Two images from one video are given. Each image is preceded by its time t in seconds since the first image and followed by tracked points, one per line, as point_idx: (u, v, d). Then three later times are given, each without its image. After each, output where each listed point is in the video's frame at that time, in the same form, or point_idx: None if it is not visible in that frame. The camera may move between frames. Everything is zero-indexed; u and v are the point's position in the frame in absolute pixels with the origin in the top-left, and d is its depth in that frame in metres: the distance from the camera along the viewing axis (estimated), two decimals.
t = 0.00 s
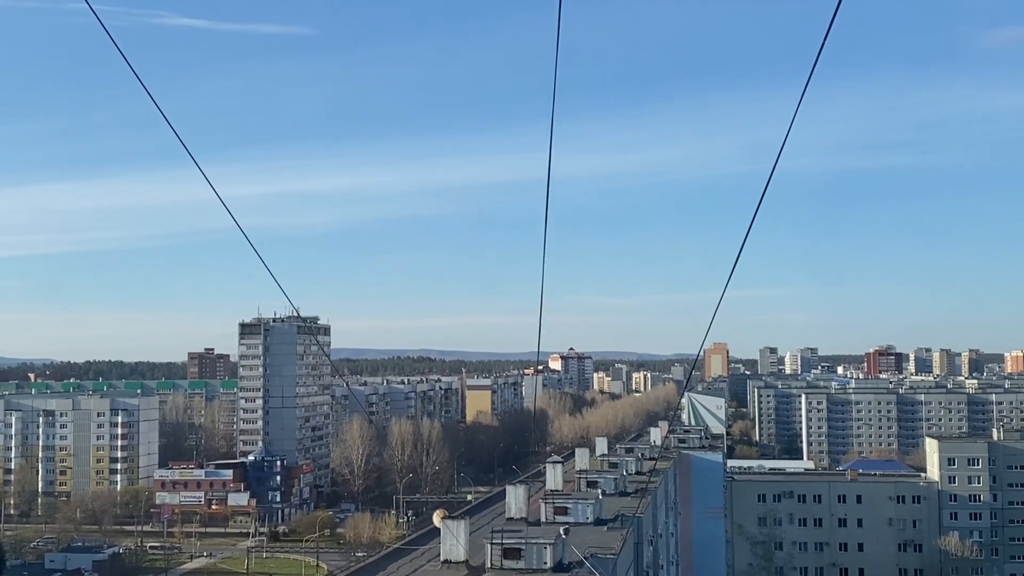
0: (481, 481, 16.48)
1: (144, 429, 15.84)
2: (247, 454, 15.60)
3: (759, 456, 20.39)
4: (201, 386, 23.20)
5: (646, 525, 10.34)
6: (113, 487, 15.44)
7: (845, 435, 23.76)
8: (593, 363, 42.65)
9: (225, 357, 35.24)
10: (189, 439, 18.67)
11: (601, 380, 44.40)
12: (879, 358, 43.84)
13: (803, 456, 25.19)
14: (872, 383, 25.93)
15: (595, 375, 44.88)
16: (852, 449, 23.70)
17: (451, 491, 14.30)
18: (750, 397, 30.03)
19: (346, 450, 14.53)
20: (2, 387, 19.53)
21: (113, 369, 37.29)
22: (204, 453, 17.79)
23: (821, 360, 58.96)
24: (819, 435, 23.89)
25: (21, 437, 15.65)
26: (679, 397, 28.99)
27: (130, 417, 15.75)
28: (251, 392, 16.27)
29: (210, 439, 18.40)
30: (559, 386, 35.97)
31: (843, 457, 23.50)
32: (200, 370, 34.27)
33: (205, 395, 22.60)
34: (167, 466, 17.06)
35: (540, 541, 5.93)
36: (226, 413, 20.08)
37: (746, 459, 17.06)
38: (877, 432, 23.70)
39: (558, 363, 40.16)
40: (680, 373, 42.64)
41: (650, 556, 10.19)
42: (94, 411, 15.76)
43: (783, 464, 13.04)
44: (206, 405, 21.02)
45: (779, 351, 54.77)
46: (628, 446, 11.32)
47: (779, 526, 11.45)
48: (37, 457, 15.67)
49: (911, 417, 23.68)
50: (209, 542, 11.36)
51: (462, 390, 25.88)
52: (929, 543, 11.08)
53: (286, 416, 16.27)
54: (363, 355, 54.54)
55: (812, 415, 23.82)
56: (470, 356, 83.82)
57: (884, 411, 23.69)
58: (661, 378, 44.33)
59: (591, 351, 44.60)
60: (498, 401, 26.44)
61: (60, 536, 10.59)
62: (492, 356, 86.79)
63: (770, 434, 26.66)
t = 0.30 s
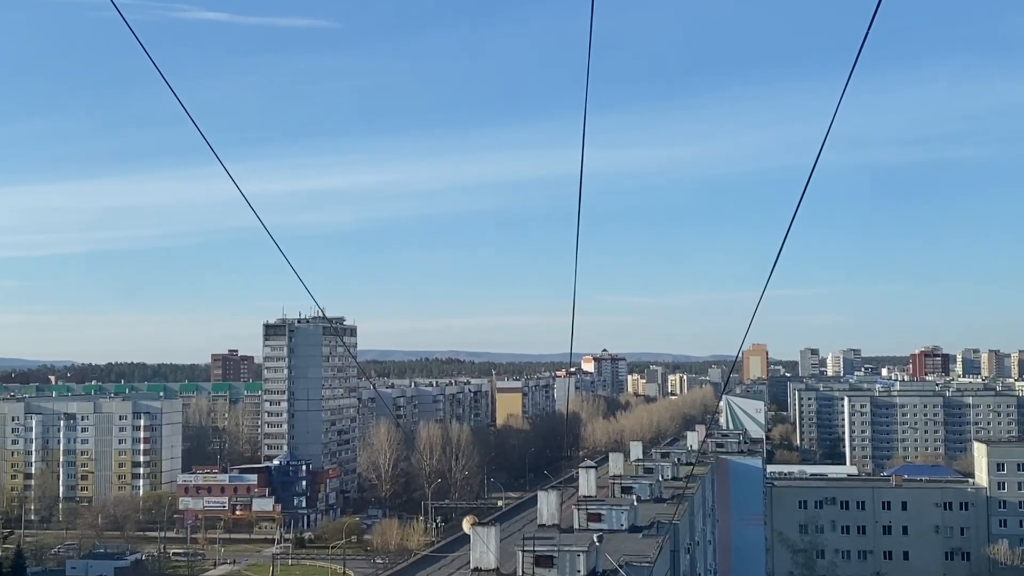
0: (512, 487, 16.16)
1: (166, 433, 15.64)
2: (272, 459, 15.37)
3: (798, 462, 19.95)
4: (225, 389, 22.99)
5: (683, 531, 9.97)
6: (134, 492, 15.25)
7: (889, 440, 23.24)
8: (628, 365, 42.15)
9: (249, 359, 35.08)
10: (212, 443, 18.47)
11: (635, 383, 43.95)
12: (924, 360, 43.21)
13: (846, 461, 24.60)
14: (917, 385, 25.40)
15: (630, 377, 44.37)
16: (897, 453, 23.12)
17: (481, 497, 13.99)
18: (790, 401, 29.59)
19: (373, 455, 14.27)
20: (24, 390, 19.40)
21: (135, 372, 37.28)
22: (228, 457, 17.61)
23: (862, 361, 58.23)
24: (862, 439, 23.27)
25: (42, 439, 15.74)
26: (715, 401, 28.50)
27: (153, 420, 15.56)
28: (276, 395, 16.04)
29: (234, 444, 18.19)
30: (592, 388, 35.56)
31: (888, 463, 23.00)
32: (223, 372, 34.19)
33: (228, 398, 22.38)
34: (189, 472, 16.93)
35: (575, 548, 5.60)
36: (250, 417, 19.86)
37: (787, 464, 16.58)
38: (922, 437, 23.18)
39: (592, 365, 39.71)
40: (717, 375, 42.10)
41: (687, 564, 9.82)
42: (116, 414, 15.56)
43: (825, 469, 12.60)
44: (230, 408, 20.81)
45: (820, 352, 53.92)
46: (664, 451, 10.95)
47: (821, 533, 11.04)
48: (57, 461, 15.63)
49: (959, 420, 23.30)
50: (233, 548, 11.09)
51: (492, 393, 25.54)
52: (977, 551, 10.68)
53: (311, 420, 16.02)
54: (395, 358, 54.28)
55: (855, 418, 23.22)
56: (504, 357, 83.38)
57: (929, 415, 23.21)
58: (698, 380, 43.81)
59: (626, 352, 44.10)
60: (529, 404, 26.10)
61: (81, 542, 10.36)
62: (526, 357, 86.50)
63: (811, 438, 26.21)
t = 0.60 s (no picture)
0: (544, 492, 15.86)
1: (189, 437, 15.51)
2: (298, 464, 15.15)
3: (840, 468, 19.49)
4: (250, 392, 22.81)
5: (721, 540, 9.61)
6: (158, 498, 15.09)
7: (936, 445, 22.72)
8: (664, 368, 41.68)
9: (274, 361, 34.96)
10: (237, 447, 18.32)
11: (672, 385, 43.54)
12: (972, 362, 42.66)
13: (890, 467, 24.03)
14: (964, 389, 24.90)
15: (666, 381, 43.87)
16: (944, 459, 22.62)
17: (513, 503, 13.69)
18: (833, 405, 29.12)
19: (401, 460, 14.04)
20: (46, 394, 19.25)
21: (158, 374, 37.25)
22: (253, 461, 17.46)
23: (908, 362, 57.48)
24: (908, 444, 22.80)
25: (64, 444, 15.47)
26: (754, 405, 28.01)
27: (175, 424, 15.41)
28: (302, 399, 15.83)
29: (260, 448, 18.05)
30: (627, 392, 35.16)
31: (935, 468, 22.59)
32: (248, 375, 34.14)
33: (253, 402, 22.21)
34: (213, 476, 16.82)
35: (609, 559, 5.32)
36: (275, 421, 19.67)
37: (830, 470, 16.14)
38: (971, 441, 22.84)
39: (627, 368, 39.27)
40: (756, 377, 41.62)
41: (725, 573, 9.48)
42: (139, 417, 15.41)
43: (869, 476, 12.21)
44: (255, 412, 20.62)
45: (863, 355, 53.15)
46: (702, 456, 10.61)
47: (865, 542, 10.66)
48: (79, 466, 15.42)
49: (1010, 423, 23.10)
50: (259, 555, 10.87)
51: (523, 396, 25.23)
52: None
53: (338, 424, 15.79)
54: (429, 361, 54.02)
55: (901, 423, 22.79)
56: (538, 360, 82.87)
57: (980, 419, 22.88)
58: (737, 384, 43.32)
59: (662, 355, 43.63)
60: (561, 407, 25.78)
61: (104, 550, 10.18)
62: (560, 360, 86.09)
63: (854, 442, 25.83)
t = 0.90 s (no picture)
0: (577, 499, 15.61)
1: (215, 441, 15.27)
2: (326, 469, 14.94)
3: (882, 471, 19.05)
4: (276, 395, 22.64)
5: (761, 548, 9.27)
6: (183, 504, 14.88)
7: (984, 450, 22.39)
8: (701, 370, 41.21)
9: (302, 363, 34.84)
10: (263, 450, 18.15)
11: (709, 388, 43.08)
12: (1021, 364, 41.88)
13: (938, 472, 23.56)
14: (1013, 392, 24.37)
15: (703, 383, 43.39)
16: (992, 465, 22.27)
17: (547, 510, 13.43)
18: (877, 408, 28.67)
19: (431, 465, 13.80)
20: (70, 397, 19.13)
21: (183, 378, 37.18)
22: (280, 466, 17.30)
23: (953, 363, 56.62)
24: (955, 448, 22.40)
25: (87, 448, 15.34)
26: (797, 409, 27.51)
27: (201, 428, 15.20)
28: (329, 402, 15.63)
29: (286, 453, 17.88)
30: (663, 395, 34.78)
31: (983, 474, 22.21)
32: (275, 377, 34.04)
33: (281, 405, 22.04)
34: (239, 482, 16.65)
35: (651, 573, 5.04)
36: (302, 424, 19.50)
37: (876, 475, 15.72)
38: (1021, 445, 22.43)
39: (663, 370, 38.83)
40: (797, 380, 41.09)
41: None
42: (164, 421, 15.22)
43: (916, 483, 11.82)
44: (281, 416, 20.45)
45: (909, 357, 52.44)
46: (741, 462, 10.29)
47: (912, 551, 10.31)
48: (103, 471, 15.27)
49: None
50: (286, 562, 10.67)
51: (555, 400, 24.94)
52: None
53: (366, 428, 15.57)
54: (464, 365, 53.77)
55: (948, 427, 22.36)
56: (572, 362, 82.44)
57: None
58: (777, 387, 42.77)
59: (699, 357, 43.16)
60: (595, 411, 25.46)
61: (126, 558, 9.93)
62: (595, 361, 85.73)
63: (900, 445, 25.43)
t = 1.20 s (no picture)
0: (614, 505, 15.37)
1: (242, 446, 15.16)
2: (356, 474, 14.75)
3: (925, 475, 18.63)
4: (305, 398, 22.47)
5: (803, 557, 8.94)
6: (208, 509, 14.70)
7: None
8: (741, 373, 40.69)
9: (330, 366, 34.69)
10: (291, 454, 17.99)
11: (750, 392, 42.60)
12: None
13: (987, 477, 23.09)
14: None
15: (743, 387, 42.90)
16: None
17: (581, 517, 13.20)
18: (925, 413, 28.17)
19: (463, 470, 13.60)
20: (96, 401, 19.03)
21: (210, 381, 37.09)
22: (309, 471, 17.13)
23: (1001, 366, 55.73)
24: (1005, 453, 21.98)
25: (112, 452, 15.16)
26: (841, 413, 27.09)
27: (227, 432, 15.05)
28: (358, 406, 15.45)
29: (314, 458, 17.70)
30: (702, 399, 34.38)
31: None
32: (303, 380, 33.89)
33: (310, 409, 21.87)
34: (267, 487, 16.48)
35: None
36: (330, 428, 19.33)
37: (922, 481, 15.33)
38: None
39: (701, 373, 38.35)
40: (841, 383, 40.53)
41: None
42: (190, 425, 15.06)
43: (965, 490, 11.48)
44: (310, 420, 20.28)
45: (957, 359, 51.70)
46: (783, 467, 9.99)
47: (960, 560, 9.95)
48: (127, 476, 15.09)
49: None
50: (314, 570, 10.50)
51: (591, 404, 24.67)
52: None
53: (396, 432, 15.35)
54: (497, 368, 53.46)
55: (998, 432, 21.94)
56: (605, 364, 81.98)
57: None
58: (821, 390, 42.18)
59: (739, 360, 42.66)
60: (631, 414, 25.16)
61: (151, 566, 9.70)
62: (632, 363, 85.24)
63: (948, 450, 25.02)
